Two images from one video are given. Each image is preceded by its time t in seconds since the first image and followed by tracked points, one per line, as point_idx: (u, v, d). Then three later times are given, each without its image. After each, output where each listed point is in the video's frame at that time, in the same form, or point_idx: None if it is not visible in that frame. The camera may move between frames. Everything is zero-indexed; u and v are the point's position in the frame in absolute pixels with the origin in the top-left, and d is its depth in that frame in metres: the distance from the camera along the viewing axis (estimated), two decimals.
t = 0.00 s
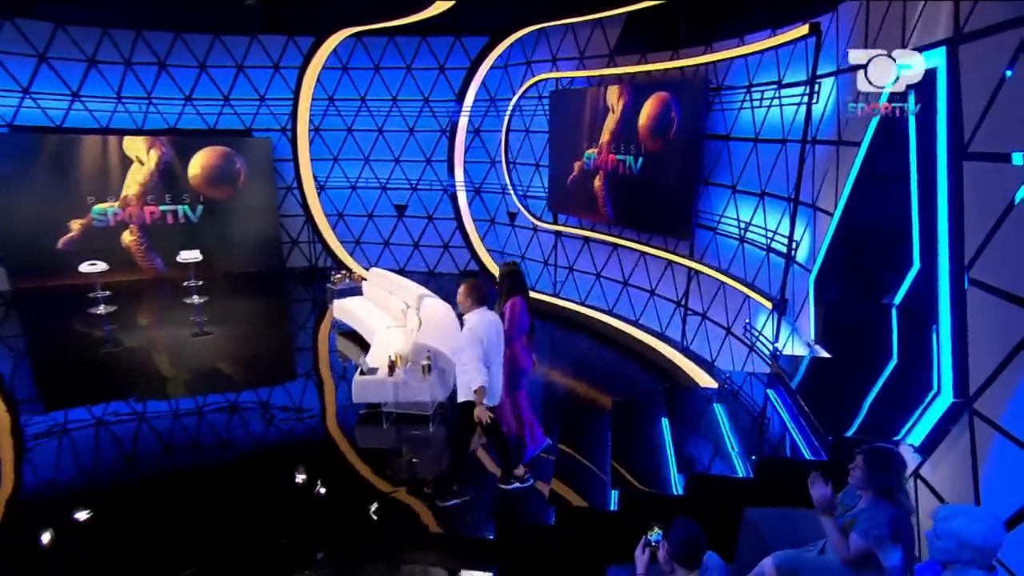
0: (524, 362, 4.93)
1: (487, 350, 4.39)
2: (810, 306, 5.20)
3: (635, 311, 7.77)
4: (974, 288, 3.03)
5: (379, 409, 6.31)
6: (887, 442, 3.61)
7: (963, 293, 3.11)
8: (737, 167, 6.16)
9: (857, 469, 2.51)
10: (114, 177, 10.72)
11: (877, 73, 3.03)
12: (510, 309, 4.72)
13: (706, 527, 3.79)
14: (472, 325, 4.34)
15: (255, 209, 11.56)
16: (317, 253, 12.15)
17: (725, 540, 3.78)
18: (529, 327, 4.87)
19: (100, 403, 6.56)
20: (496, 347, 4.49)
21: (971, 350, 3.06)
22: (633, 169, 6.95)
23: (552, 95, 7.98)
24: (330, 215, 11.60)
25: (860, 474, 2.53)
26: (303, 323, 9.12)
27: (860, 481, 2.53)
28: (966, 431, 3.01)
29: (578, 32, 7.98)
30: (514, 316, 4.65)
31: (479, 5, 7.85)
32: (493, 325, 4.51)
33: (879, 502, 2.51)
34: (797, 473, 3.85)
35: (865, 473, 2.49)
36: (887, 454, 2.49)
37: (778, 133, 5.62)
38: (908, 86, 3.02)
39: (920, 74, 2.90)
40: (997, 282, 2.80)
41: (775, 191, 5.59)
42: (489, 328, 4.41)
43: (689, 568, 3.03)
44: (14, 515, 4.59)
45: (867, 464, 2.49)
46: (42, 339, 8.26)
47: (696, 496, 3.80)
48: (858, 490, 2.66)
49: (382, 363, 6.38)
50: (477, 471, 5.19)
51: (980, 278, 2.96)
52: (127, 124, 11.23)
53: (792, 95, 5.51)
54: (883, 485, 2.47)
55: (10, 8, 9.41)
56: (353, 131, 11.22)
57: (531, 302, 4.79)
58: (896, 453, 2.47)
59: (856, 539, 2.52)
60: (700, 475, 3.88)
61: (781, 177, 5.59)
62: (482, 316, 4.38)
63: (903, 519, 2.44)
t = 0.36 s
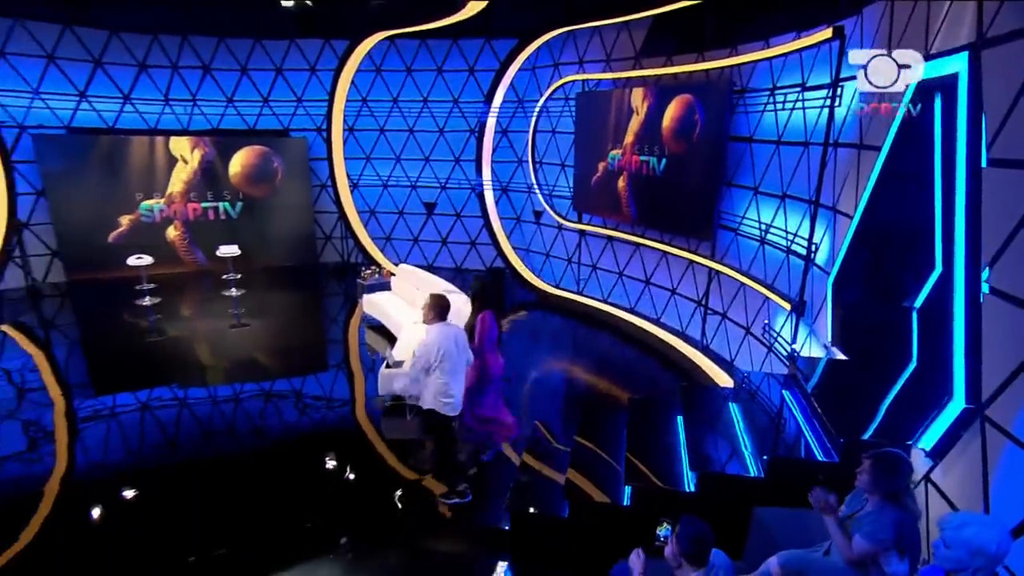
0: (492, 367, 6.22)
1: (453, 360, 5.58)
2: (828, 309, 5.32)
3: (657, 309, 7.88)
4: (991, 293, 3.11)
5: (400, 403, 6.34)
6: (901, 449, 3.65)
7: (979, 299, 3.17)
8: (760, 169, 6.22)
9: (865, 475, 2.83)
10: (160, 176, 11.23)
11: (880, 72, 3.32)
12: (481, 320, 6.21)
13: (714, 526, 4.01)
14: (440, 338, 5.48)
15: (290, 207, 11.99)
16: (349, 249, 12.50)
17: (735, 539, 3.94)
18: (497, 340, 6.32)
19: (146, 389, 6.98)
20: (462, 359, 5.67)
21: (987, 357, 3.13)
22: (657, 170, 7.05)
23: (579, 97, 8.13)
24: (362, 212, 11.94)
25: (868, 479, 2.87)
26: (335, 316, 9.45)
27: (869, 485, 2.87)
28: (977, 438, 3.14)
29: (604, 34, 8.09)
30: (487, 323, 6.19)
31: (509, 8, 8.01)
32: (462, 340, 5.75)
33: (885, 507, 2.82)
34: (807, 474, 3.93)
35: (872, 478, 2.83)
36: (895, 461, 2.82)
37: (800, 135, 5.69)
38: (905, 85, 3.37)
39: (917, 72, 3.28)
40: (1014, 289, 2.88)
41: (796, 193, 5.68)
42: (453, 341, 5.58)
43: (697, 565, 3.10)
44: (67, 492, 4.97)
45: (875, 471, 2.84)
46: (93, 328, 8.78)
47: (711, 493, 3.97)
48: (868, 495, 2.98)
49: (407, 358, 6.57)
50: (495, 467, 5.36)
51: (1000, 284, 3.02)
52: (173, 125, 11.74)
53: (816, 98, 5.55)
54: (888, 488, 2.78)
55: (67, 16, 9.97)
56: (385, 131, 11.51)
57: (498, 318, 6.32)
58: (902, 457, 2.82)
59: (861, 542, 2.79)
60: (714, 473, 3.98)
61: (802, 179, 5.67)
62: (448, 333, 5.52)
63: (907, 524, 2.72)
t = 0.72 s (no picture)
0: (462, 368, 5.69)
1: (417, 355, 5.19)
2: (846, 316, 5.39)
3: (677, 311, 8.03)
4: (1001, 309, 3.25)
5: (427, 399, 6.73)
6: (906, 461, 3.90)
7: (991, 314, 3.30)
8: (781, 175, 6.33)
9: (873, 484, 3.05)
10: (203, 177, 11.72)
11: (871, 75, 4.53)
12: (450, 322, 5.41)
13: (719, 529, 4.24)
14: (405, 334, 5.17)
15: (323, 208, 12.37)
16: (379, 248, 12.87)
17: (742, 542, 4.10)
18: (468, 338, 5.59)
19: (186, 379, 7.39)
20: (430, 352, 5.25)
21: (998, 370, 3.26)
22: (679, 175, 7.17)
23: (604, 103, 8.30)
24: (392, 213, 12.30)
25: (877, 488, 3.09)
26: (365, 313, 9.78)
27: (877, 495, 3.09)
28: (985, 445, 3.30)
29: (630, 41, 8.23)
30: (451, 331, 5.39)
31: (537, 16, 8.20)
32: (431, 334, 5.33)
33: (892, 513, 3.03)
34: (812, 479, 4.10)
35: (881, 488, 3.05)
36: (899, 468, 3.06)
37: (821, 142, 5.82)
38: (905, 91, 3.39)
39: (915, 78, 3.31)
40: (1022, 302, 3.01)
41: (817, 200, 5.84)
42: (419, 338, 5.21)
43: (703, 565, 3.30)
44: (114, 475, 5.36)
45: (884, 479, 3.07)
46: (138, 321, 9.29)
47: (723, 494, 4.15)
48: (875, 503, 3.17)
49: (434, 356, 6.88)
50: (514, 460, 5.56)
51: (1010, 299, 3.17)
52: (216, 129, 12.26)
53: (838, 105, 5.63)
54: (896, 495, 3.01)
55: (118, 27, 10.50)
56: (416, 135, 11.83)
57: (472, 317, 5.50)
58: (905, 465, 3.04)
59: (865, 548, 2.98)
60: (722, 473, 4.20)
61: (823, 186, 5.81)
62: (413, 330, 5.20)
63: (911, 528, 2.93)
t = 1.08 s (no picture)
0: (450, 364, 5.18)
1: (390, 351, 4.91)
2: (862, 324, 5.56)
3: (696, 316, 8.15)
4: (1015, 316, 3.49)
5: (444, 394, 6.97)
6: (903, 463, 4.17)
7: (1004, 319, 3.58)
8: (801, 184, 6.44)
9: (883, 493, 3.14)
10: (243, 182, 12.22)
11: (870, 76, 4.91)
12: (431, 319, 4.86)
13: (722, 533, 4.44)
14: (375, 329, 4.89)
15: (355, 211, 12.75)
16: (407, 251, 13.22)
17: (748, 544, 4.29)
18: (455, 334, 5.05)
19: (225, 373, 7.80)
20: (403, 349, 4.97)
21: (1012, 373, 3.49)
22: (699, 182, 7.30)
23: (627, 112, 8.54)
24: (422, 217, 12.66)
25: (885, 497, 3.23)
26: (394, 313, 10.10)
27: (885, 503, 3.23)
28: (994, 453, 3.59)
29: (654, 52, 8.39)
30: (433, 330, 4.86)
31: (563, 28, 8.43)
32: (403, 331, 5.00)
33: (900, 522, 3.19)
34: (817, 482, 4.24)
35: (890, 496, 3.17)
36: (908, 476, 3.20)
37: (840, 153, 5.91)
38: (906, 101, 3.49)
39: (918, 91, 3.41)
40: None
41: (835, 209, 5.93)
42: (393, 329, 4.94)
43: (704, 565, 3.49)
44: (157, 462, 5.75)
45: (892, 488, 3.19)
46: (181, 317, 9.80)
47: (732, 498, 4.27)
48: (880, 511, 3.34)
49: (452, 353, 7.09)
50: (533, 457, 5.78)
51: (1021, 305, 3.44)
52: (257, 136, 12.81)
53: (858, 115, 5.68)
54: (903, 504, 3.16)
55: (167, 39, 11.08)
56: (446, 141, 12.16)
57: (457, 311, 4.95)
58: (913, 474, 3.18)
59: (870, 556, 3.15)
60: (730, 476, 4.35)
61: (841, 196, 5.90)
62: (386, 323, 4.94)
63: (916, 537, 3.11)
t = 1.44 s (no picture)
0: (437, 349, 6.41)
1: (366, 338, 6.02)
2: (876, 331, 5.69)
3: (713, 321, 8.28)
4: None
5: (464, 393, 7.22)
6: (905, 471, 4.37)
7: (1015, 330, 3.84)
8: (819, 193, 6.52)
9: (886, 499, 3.48)
10: (279, 188, 12.69)
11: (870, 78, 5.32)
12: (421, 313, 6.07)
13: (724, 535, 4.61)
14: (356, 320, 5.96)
15: (385, 214, 13.14)
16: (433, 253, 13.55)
17: (755, 547, 4.46)
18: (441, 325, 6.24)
19: (260, 368, 8.21)
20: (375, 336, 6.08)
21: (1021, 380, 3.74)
22: (718, 190, 7.49)
23: (650, 121, 8.76)
24: (448, 221, 12.97)
25: (890, 502, 3.61)
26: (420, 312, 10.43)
27: (891, 507, 3.59)
28: (1001, 465, 3.92)
29: (676, 63, 8.54)
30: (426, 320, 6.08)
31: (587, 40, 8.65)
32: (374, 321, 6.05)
33: (902, 529, 3.52)
34: (823, 487, 4.42)
35: (893, 501, 3.52)
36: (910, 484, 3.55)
37: (858, 161, 6.01)
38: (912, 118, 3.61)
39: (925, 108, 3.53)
40: None
41: (852, 218, 6.03)
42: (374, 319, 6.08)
43: (707, 565, 3.69)
44: (197, 451, 6.14)
45: (894, 494, 3.55)
46: (220, 313, 10.31)
47: (741, 497, 4.56)
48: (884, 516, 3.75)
49: (473, 353, 7.34)
50: (550, 451, 6.02)
51: None
52: (293, 144, 13.24)
53: (877, 125, 5.83)
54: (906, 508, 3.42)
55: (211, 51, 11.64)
56: (473, 148, 12.47)
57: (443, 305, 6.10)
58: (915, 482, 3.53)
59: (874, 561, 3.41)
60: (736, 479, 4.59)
61: (859, 204, 5.99)
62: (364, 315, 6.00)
63: (916, 543, 3.44)
